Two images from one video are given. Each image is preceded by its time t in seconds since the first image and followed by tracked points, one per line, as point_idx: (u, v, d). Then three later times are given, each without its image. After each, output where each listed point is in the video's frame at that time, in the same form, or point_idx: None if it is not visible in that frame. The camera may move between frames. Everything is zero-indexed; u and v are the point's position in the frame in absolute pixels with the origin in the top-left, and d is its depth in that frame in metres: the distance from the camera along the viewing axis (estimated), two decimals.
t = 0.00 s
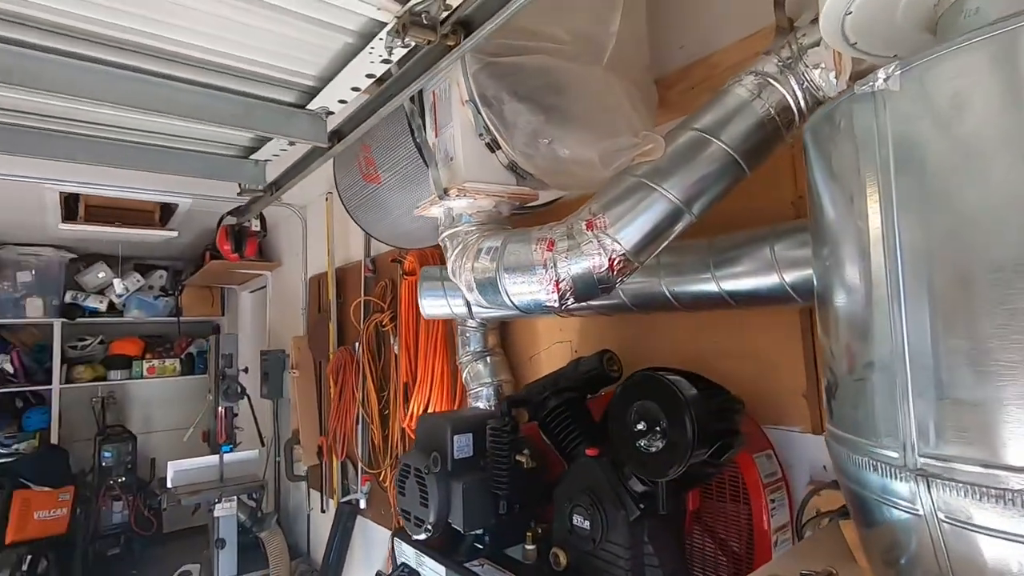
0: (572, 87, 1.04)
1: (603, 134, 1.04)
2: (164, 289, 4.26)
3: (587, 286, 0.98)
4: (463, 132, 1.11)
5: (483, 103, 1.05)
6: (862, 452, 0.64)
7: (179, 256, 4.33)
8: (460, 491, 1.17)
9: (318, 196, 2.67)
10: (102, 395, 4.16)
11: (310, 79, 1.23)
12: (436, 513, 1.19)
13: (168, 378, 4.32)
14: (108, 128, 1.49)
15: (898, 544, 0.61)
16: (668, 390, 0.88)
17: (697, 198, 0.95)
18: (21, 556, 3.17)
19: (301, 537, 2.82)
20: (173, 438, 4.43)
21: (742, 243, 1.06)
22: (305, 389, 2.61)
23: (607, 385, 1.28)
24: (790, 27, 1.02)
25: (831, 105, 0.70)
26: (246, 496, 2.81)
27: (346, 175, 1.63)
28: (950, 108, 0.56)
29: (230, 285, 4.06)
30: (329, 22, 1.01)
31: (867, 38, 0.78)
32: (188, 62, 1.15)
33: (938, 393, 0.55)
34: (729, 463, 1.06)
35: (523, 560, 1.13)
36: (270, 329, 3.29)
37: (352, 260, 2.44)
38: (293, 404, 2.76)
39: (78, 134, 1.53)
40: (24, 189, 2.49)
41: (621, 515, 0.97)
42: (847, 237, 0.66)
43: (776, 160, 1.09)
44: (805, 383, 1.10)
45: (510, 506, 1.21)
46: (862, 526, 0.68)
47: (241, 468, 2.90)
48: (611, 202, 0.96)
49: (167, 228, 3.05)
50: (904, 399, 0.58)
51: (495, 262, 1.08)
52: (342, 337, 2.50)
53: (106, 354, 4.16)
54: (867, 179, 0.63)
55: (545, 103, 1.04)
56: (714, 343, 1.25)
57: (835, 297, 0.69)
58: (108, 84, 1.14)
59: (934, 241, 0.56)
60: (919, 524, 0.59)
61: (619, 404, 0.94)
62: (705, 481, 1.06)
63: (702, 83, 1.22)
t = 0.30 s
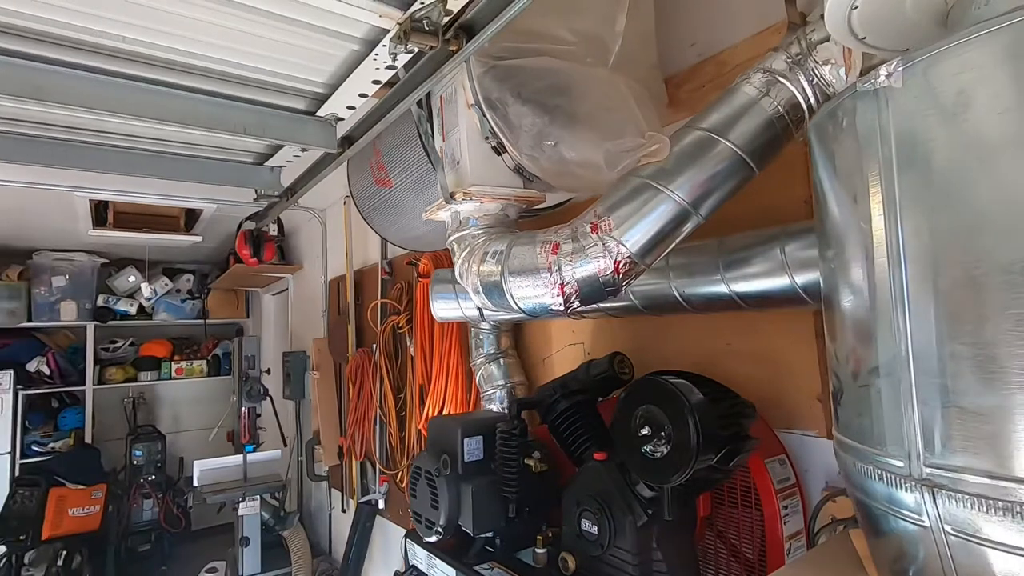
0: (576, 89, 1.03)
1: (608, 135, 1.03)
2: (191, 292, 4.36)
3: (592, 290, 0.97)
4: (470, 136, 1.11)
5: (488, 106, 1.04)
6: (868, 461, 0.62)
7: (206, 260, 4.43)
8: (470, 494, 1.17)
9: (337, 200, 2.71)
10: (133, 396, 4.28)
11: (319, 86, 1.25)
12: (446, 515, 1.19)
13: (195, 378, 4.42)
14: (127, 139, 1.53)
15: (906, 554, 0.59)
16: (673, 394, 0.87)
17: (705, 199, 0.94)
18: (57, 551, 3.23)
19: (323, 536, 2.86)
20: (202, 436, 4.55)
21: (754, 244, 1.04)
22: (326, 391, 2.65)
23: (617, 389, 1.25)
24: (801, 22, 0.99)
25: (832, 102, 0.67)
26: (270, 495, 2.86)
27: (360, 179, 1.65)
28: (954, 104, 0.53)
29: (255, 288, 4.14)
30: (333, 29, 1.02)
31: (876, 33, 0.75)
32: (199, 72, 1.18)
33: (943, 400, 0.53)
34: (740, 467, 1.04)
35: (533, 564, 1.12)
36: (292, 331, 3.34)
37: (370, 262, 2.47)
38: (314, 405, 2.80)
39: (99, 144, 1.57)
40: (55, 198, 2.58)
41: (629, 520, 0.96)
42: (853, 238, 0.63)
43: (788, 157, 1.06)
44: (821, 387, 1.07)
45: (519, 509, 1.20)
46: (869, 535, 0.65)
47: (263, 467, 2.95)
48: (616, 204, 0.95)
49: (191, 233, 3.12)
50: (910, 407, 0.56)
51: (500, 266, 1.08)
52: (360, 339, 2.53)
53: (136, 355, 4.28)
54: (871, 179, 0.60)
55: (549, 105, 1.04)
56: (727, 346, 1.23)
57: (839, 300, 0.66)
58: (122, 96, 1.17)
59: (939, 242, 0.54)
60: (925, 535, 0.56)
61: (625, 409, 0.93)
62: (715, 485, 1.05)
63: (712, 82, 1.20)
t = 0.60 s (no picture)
0: (578, 92, 1.02)
1: (611, 138, 1.02)
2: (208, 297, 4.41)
3: (596, 295, 0.97)
4: (473, 142, 1.12)
5: (491, 113, 1.05)
6: (871, 469, 0.60)
7: (223, 266, 4.50)
8: (477, 499, 1.17)
9: (349, 206, 2.73)
10: (153, 400, 4.35)
11: (325, 95, 1.27)
12: (453, 521, 1.19)
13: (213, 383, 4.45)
14: (140, 150, 1.56)
15: (911, 565, 0.57)
16: (677, 401, 0.86)
17: (711, 201, 0.92)
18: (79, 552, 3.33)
19: (337, 539, 2.89)
20: (220, 440, 4.60)
21: (762, 246, 1.03)
22: (340, 395, 2.67)
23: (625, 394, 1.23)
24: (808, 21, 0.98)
25: (834, 104, 0.66)
26: (285, 498, 2.89)
27: (369, 185, 1.66)
28: (955, 104, 0.51)
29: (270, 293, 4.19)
30: (335, 39, 1.04)
31: (880, 33, 0.72)
32: (206, 83, 1.20)
33: (947, 408, 0.51)
34: (749, 473, 1.03)
35: (540, 570, 1.12)
36: (307, 335, 3.38)
37: (382, 267, 2.49)
38: (328, 409, 2.82)
39: (114, 154, 1.61)
40: (75, 207, 2.64)
41: (635, 527, 0.95)
42: (855, 242, 0.61)
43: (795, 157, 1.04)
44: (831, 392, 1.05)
45: (527, 515, 1.20)
46: (875, 546, 0.63)
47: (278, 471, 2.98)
48: (619, 208, 0.95)
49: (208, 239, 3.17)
50: (912, 414, 0.54)
51: (504, 270, 1.08)
52: (373, 343, 2.55)
53: (155, 360, 4.36)
54: (872, 181, 0.59)
55: (551, 109, 1.03)
56: (736, 350, 1.21)
57: (842, 305, 0.64)
58: (132, 108, 1.20)
59: (941, 245, 0.52)
60: (930, 546, 0.55)
61: (629, 415, 0.92)
62: (724, 492, 1.04)
63: (718, 83, 1.19)
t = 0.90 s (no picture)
0: (575, 97, 1.02)
1: (609, 144, 1.02)
2: (218, 302, 4.48)
3: (595, 300, 0.97)
4: (472, 147, 1.12)
5: (490, 118, 1.05)
6: (865, 476, 0.59)
7: (232, 270, 4.54)
8: (478, 504, 1.17)
9: (355, 210, 2.75)
10: (164, 403, 4.40)
11: (326, 102, 1.28)
12: (455, 525, 1.20)
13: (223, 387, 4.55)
14: (146, 158, 1.58)
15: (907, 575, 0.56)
16: (674, 406, 0.85)
17: (709, 206, 0.91)
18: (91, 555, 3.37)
19: (345, 542, 2.90)
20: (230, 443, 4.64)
21: (762, 250, 1.02)
22: (346, 398, 2.69)
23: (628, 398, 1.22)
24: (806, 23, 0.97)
25: (827, 107, 0.65)
26: (293, 501, 2.90)
27: (372, 190, 1.67)
28: (946, 108, 0.51)
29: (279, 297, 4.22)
30: (334, 47, 1.05)
31: (875, 35, 0.72)
32: (208, 92, 1.22)
33: (940, 415, 0.50)
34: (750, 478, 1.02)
35: None
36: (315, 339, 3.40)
37: (388, 271, 2.50)
38: (335, 412, 2.84)
39: (121, 162, 1.63)
40: (85, 213, 2.67)
41: (635, 533, 0.94)
42: (849, 246, 0.61)
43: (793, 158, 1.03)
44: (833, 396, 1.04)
45: (528, 520, 1.20)
46: (873, 555, 0.62)
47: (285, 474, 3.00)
48: (617, 213, 0.94)
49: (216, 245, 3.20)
50: (906, 422, 0.53)
51: (503, 275, 1.09)
52: (379, 346, 2.56)
53: (166, 364, 4.41)
54: (864, 186, 0.58)
55: (548, 115, 1.04)
56: (738, 353, 1.21)
57: (836, 311, 0.64)
58: (137, 118, 1.22)
59: (934, 250, 0.51)
60: (925, 556, 0.53)
61: (628, 420, 0.92)
62: (725, 496, 1.03)
63: (718, 85, 1.19)
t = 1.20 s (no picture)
0: (570, 100, 1.02)
1: (603, 147, 1.03)
2: (222, 306, 4.50)
3: (590, 304, 0.97)
4: (468, 151, 1.12)
5: (484, 122, 1.06)
6: (857, 480, 0.59)
7: (235, 275, 4.56)
8: (476, 508, 1.17)
9: (356, 214, 2.76)
10: (169, 407, 4.43)
11: (322, 107, 1.29)
12: (454, 529, 1.20)
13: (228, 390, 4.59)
14: (146, 164, 1.59)
15: None
16: (668, 410, 0.85)
17: (704, 209, 0.91)
18: (95, 559, 3.39)
19: (348, 545, 2.91)
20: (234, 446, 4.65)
21: (758, 252, 1.02)
22: (349, 402, 2.70)
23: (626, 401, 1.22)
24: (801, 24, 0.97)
25: (816, 109, 0.65)
26: (296, 505, 2.91)
27: (371, 194, 1.68)
28: (932, 110, 0.51)
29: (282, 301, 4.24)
30: (330, 52, 1.06)
31: (868, 36, 0.71)
32: (205, 98, 1.23)
33: (929, 418, 0.50)
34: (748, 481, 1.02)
35: None
36: (317, 342, 3.40)
37: (389, 275, 2.51)
38: (337, 416, 2.85)
39: (121, 169, 1.64)
40: (88, 219, 2.69)
41: (631, 537, 0.94)
42: (839, 249, 0.61)
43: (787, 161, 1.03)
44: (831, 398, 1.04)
45: (526, 524, 1.20)
46: (866, 558, 0.61)
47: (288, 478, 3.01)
48: (612, 216, 0.94)
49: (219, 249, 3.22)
50: (896, 424, 0.53)
51: (498, 279, 1.09)
52: (380, 349, 2.57)
53: (170, 368, 4.43)
54: (853, 188, 0.58)
55: (543, 118, 1.04)
56: (736, 356, 1.20)
57: (827, 314, 0.63)
58: (135, 125, 1.23)
59: (922, 251, 0.51)
60: (916, 559, 0.53)
61: (623, 424, 0.92)
62: (723, 499, 1.03)
63: (714, 88, 1.19)
